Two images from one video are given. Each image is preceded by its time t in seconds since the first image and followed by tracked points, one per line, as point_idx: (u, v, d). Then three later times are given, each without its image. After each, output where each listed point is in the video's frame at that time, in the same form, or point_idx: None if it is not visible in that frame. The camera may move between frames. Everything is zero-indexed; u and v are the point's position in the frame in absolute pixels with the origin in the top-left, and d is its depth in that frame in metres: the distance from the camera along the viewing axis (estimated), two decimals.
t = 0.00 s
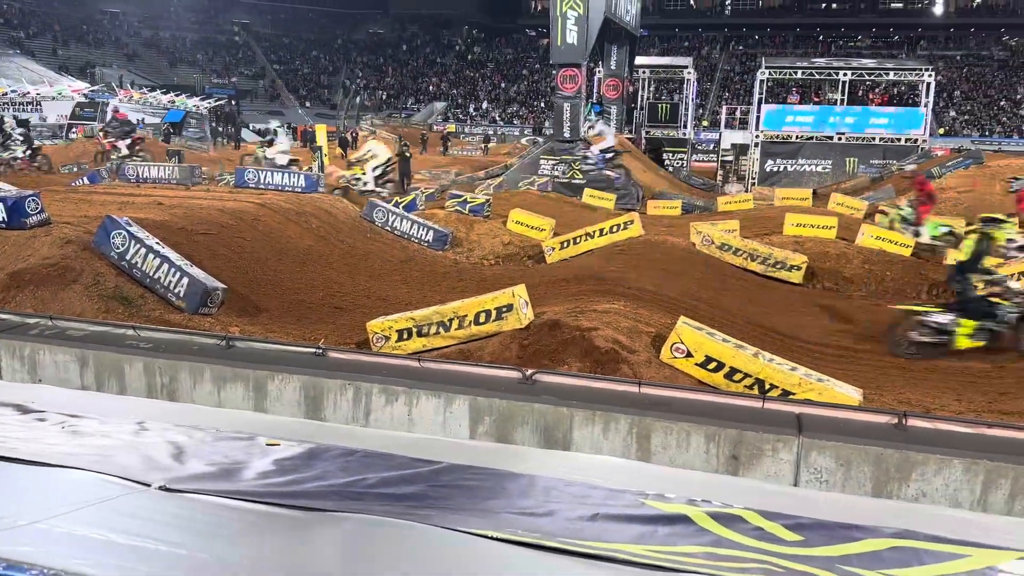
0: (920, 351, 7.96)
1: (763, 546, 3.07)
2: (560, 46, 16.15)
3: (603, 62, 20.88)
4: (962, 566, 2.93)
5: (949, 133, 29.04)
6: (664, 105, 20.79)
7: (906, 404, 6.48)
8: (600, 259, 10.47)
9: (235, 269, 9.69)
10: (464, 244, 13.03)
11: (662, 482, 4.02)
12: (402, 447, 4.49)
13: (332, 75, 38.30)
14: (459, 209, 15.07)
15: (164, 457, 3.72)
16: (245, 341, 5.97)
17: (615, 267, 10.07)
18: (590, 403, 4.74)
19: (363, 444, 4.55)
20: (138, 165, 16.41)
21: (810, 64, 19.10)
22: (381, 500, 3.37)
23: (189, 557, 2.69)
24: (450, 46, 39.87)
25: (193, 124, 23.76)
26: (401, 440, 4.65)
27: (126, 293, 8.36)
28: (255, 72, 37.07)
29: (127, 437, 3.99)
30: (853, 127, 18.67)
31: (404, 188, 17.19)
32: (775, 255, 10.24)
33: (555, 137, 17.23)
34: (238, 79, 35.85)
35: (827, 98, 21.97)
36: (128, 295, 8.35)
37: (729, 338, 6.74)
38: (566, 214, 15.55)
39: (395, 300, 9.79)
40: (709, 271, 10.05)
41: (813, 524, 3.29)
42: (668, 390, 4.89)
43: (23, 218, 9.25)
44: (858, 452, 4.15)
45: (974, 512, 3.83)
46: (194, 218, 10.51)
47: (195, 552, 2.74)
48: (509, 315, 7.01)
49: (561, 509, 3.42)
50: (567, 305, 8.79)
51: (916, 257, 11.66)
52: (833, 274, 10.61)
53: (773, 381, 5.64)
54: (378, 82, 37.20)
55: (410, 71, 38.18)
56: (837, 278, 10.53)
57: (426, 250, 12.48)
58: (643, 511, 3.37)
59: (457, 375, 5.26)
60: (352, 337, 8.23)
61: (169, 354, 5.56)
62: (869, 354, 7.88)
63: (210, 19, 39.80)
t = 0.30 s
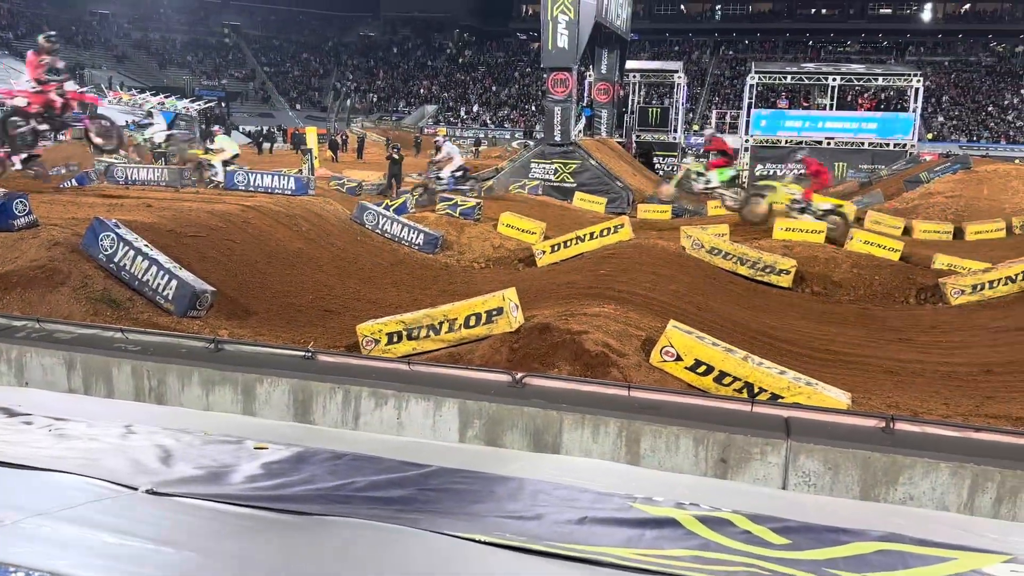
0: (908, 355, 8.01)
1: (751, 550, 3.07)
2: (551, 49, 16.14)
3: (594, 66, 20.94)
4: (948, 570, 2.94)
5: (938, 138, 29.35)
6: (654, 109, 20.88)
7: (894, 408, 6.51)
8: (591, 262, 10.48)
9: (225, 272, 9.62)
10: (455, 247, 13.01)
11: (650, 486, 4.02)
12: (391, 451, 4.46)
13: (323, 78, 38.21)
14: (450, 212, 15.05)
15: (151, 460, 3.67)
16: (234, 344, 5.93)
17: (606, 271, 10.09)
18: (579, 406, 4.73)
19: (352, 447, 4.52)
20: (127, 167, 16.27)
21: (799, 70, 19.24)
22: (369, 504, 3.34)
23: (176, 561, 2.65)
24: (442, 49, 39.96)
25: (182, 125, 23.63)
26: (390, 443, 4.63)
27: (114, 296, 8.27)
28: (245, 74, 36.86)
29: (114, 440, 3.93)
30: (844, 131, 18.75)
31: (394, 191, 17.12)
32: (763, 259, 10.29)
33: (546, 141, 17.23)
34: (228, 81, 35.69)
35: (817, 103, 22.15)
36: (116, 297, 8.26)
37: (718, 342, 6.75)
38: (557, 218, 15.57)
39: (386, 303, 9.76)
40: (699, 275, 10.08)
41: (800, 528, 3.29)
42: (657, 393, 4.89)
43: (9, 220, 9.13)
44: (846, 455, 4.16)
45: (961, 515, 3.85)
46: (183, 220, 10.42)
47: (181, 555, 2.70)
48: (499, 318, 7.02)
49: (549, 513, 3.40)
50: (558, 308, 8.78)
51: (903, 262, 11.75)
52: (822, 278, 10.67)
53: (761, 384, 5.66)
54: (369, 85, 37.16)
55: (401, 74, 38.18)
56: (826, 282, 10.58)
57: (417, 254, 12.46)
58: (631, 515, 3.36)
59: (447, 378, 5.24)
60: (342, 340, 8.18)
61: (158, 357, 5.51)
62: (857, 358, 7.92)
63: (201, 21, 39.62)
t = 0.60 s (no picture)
0: (899, 357, 8.06)
1: (744, 553, 3.06)
2: (545, 52, 16.19)
3: (587, 69, 21.03)
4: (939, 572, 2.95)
5: (929, 141, 29.59)
6: (648, 111, 20.95)
7: (886, 410, 6.54)
8: (584, 265, 10.50)
9: (217, 274, 9.58)
10: (448, 249, 13.00)
11: (643, 488, 4.01)
12: (383, 454, 4.44)
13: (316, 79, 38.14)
14: (443, 214, 15.03)
15: (142, 463, 3.63)
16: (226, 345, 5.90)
17: (599, 273, 10.10)
18: (571, 408, 4.73)
19: (343, 450, 4.50)
20: (119, 168, 16.20)
21: (791, 73, 19.36)
22: (361, 506, 3.31)
23: (167, 562, 2.62)
24: (435, 51, 39.93)
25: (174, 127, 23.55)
26: (382, 445, 4.62)
27: (106, 297, 8.21)
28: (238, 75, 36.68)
29: (106, 442, 3.90)
30: (836, 134, 18.75)
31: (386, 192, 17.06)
32: (756, 261, 10.32)
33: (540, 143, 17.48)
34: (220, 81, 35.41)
35: (810, 106, 22.25)
36: (108, 299, 8.21)
37: (711, 345, 6.76)
38: (550, 220, 15.60)
39: (379, 304, 9.74)
40: (691, 279, 10.12)
41: (792, 530, 3.29)
42: (650, 395, 4.89)
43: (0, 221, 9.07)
44: (838, 457, 4.17)
45: (952, 517, 3.86)
46: (175, 222, 10.37)
47: (173, 556, 2.68)
48: (492, 321, 7.04)
49: (542, 515, 3.39)
50: (551, 310, 8.78)
51: (895, 265, 11.79)
52: (814, 281, 10.71)
53: (753, 387, 5.66)
54: (362, 87, 37.19)
55: (394, 77, 38.23)
56: (818, 285, 10.63)
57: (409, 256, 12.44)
58: (624, 517, 3.36)
59: (440, 380, 5.23)
60: (334, 342, 8.16)
61: (150, 359, 5.47)
62: (848, 360, 7.96)
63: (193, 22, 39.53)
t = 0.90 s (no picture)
0: (891, 358, 8.10)
1: (739, 553, 3.06)
2: (538, 53, 16.18)
3: (581, 70, 21.05)
4: (931, 572, 2.96)
5: (922, 143, 29.79)
6: (642, 112, 20.98)
7: (879, 411, 6.57)
8: (578, 266, 10.51)
9: (211, 275, 9.54)
10: (442, 250, 13.00)
11: (637, 489, 4.01)
12: (377, 454, 4.43)
13: (310, 80, 38.06)
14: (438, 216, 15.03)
15: (136, 464, 3.61)
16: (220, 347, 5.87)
17: (593, 274, 10.12)
18: (566, 409, 4.73)
19: (337, 451, 4.49)
20: (112, 168, 16.13)
21: (785, 75, 19.43)
22: (356, 507, 3.30)
23: (162, 563, 2.61)
24: (429, 52, 40.00)
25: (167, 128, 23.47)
26: (376, 446, 4.61)
27: (98, 298, 8.17)
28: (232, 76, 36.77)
29: (99, 443, 3.88)
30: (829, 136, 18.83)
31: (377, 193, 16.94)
32: (749, 262, 10.36)
33: (534, 144, 17.45)
34: (214, 83, 35.40)
35: (804, 107, 22.29)
36: (100, 299, 8.17)
37: (705, 346, 6.77)
38: (544, 221, 15.63)
39: (373, 305, 9.73)
40: (685, 280, 10.14)
41: (786, 530, 3.30)
42: (644, 396, 4.90)
43: None
44: (830, 457, 4.19)
45: (944, 517, 3.87)
46: (168, 222, 10.32)
47: (167, 557, 2.67)
48: (487, 322, 7.03)
49: (537, 516, 3.38)
50: (544, 311, 8.79)
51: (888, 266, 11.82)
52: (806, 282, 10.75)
53: (747, 388, 5.68)
54: (356, 88, 37.21)
55: (388, 77, 38.23)
56: (812, 286, 10.67)
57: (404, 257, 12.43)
58: (618, 518, 3.36)
59: (435, 381, 5.21)
60: (328, 343, 8.14)
61: (143, 360, 5.44)
62: (842, 361, 7.98)
63: (187, 23, 39.41)
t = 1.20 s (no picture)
0: (884, 356, 8.12)
1: (734, 551, 3.07)
2: (533, 52, 16.18)
3: (575, 69, 21.03)
4: (926, 570, 2.97)
5: (915, 142, 29.89)
6: (636, 112, 21.02)
7: (872, 409, 6.60)
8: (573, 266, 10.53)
9: (204, 274, 9.50)
10: (437, 249, 12.99)
11: (633, 488, 4.01)
12: (372, 454, 4.42)
13: (304, 79, 37.95)
14: (432, 215, 15.01)
15: (130, 464, 3.59)
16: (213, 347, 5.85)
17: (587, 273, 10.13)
18: (561, 408, 4.73)
19: (332, 450, 4.48)
20: (104, 168, 16.04)
21: (778, 74, 19.48)
22: (351, 507, 3.29)
23: (156, 565, 2.60)
24: (423, 52, 40.07)
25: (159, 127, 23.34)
26: (371, 446, 4.61)
27: (92, 298, 8.12)
28: (225, 75, 36.57)
29: (93, 443, 3.86)
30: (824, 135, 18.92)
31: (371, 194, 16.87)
32: (743, 262, 10.40)
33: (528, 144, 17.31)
34: (207, 82, 35.31)
35: (798, 105, 22.33)
36: (94, 299, 8.13)
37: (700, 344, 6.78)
38: (540, 220, 15.64)
39: (367, 305, 9.72)
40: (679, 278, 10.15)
41: (781, 529, 3.31)
42: (639, 395, 4.91)
43: None
44: (824, 456, 4.20)
45: (938, 515, 3.89)
46: (162, 222, 10.27)
47: (162, 558, 2.66)
48: (481, 321, 7.02)
49: (532, 515, 3.38)
50: (539, 310, 8.80)
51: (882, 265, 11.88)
52: (800, 281, 10.78)
53: (741, 386, 5.70)
54: (350, 87, 37.20)
55: (382, 76, 38.20)
56: (806, 285, 10.70)
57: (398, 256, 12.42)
58: (614, 516, 3.36)
59: (431, 380, 5.21)
60: (323, 343, 8.12)
61: (136, 361, 5.42)
62: (836, 360, 8.00)
63: (180, 22, 39.25)
